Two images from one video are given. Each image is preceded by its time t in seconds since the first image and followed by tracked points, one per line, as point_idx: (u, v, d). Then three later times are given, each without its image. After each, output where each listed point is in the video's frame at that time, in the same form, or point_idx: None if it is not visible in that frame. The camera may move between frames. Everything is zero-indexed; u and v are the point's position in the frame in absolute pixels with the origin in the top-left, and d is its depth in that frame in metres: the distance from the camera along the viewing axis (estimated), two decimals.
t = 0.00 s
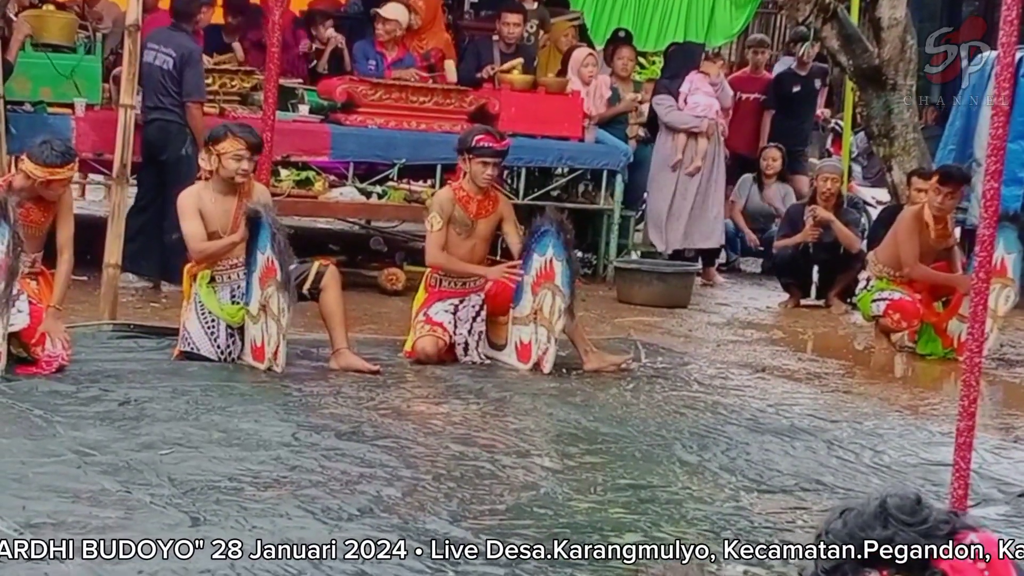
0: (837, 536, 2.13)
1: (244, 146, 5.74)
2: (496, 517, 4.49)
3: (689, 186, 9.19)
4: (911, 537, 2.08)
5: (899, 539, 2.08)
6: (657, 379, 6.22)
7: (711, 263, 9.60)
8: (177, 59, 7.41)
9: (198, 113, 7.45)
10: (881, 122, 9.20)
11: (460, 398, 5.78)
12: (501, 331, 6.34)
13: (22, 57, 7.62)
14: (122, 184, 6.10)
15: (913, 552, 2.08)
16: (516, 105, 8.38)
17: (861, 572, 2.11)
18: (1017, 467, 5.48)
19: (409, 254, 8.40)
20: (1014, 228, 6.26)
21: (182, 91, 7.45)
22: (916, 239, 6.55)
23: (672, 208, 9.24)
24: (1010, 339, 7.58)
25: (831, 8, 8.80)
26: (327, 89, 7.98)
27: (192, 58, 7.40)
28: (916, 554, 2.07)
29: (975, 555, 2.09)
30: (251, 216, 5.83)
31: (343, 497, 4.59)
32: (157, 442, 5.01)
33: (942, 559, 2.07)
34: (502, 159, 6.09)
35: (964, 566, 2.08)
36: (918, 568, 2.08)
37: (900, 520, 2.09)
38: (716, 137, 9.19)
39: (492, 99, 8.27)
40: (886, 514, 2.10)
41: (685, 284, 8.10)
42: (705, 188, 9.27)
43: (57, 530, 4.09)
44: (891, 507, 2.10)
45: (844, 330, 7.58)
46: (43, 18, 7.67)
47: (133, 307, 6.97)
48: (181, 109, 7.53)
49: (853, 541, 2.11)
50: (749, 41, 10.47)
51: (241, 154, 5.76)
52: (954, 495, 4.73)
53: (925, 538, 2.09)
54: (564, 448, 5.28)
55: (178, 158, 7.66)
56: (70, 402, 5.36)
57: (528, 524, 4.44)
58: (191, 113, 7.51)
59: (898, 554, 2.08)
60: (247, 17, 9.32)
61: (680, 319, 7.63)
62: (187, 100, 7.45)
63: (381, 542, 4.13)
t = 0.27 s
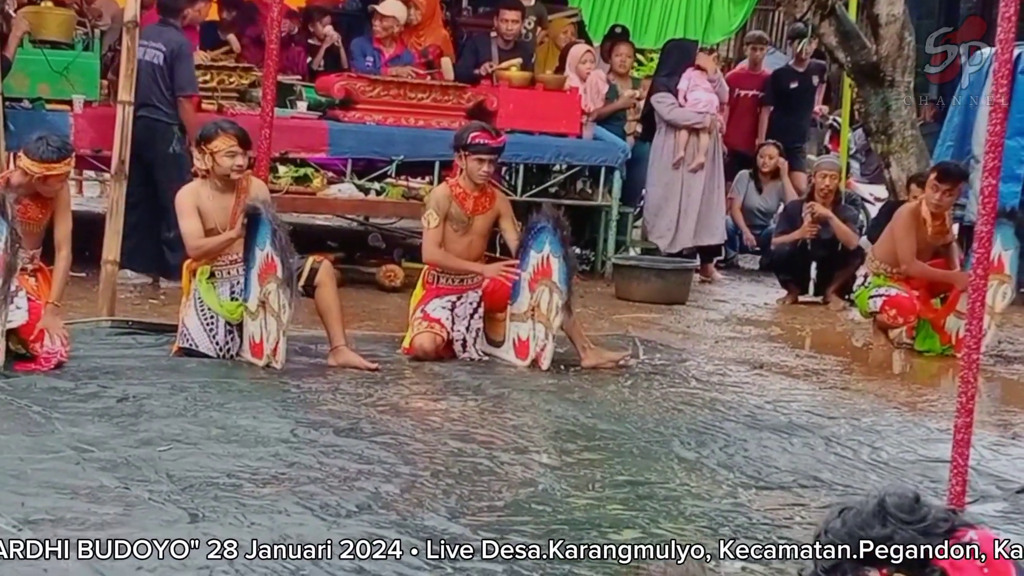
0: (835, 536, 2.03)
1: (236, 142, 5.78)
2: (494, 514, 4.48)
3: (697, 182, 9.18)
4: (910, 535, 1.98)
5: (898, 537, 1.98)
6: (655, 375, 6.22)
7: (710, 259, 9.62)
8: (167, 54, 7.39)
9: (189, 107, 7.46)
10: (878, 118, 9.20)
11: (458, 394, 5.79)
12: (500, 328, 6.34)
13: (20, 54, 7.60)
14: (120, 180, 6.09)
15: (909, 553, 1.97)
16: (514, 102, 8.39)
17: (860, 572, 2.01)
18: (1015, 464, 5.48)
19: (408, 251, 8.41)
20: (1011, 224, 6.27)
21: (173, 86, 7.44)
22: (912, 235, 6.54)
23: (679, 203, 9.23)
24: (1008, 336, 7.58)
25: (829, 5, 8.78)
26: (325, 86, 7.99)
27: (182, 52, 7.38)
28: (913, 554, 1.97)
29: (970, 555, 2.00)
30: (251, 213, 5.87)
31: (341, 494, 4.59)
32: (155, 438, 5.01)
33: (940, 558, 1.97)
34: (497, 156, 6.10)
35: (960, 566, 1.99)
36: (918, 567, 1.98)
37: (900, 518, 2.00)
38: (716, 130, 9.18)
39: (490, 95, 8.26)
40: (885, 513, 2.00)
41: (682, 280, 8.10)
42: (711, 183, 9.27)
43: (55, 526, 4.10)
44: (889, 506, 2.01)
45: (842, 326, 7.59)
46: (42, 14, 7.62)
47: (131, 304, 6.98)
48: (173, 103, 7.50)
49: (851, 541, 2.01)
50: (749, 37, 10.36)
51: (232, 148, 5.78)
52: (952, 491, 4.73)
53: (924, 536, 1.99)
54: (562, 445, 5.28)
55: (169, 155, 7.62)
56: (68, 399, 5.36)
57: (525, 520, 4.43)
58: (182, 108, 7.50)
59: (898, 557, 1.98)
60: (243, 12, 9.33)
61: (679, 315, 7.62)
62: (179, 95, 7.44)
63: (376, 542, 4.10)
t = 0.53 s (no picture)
0: (833, 532, 2.11)
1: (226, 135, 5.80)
2: (490, 508, 4.49)
3: (695, 174, 9.19)
4: (907, 529, 2.05)
5: (895, 532, 2.05)
6: (651, 369, 6.22)
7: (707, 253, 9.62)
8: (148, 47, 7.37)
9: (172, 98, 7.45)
10: (874, 113, 9.20)
11: (454, 388, 5.79)
12: (495, 322, 6.32)
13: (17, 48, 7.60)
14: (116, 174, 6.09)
15: (902, 552, 2.03)
16: (510, 96, 8.39)
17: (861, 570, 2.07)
18: (1010, 457, 5.49)
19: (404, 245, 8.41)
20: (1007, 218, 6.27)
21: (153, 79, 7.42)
22: (908, 229, 6.55)
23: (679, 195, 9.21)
24: (1005, 330, 7.59)
25: None
26: (321, 79, 7.99)
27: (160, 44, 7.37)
28: (907, 553, 2.02)
29: (966, 554, 2.04)
30: (244, 206, 5.86)
31: (338, 487, 4.59)
32: (152, 432, 5.02)
33: (933, 556, 2.03)
34: (494, 151, 6.08)
35: (956, 565, 2.02)
36: (914, 565, 2.03)
37: (896, 513, 2.07)
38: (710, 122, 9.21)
39: (486, 90, 8.25)
40: (882, 507, 2.08)
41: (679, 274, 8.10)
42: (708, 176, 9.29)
43: (52, 520, 4.10)
44: (885, 501, 2.09)
45: (838, 320, 7.59)
46: (38, 9, 7.61)
47: (128, 298, 6.98)
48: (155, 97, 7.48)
49: (848, 537, 2.08)
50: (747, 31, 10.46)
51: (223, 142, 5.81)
52: (948, 484, 4.72)
53: (921, 530, 2.05)
54: (559, 438, 5.29)
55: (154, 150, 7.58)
56: (64, 392, 5.36)
57: (521, 514, 4.44)
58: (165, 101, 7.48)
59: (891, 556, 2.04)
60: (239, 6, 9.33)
61: (675, 309, 7.63)
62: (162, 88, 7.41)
63: (373, 541, 4.06)
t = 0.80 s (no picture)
0: (825, 525, 2.12)
1: (214, 126, 5.84)
2: (483, 500, 4.49)
3: (682, 167, 9.15)
4: (899, 519, 2.08)
5: (886, 524, 2.07)
6: (644, 361, 6.22)
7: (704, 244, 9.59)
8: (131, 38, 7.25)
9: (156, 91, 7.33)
10: (868, 104, 9.19)
11: (447, 380, 5.80)
12: (489, 314, 6.34)
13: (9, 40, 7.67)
14: (110, 167, 6.08)
15: (896, 552, 2.05)
16: (503, 87, 8.39)
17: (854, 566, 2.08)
18: (1004, 449, 5.49)
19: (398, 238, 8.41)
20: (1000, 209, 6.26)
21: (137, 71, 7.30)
22: (902, 221, 6.54)
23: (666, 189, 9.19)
24: (998, 322, 7.58)
25: None
26: (314, 72, 7.99)
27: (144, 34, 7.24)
28: (898, 552, 2.05)
29: (959, 551, 2.05)
30: (236, 199, 5.85)
31: (330, 480, 4.59)
32: (145, 424, 5.02)
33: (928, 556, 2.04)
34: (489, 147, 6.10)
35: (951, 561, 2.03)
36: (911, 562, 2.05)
37: (887, 506, 2.10)
38: (699, 113, 9.18)
39: (478, 82, 8.28)
40: (873, 499, 2.11)
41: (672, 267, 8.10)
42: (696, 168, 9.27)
43: (45, 512, 4.10)
44: (878, 493, 2.12)
45: (832, 312, 7.59)
46: (30, 3, 7.69)
47: (121, 291, 6.98)
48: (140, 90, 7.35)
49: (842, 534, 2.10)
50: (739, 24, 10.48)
51: (210, 133, 5.85)
52: (941, 476, 4.71)
53: (913, 523, 2.08)
54: (552, 431, 5.29)
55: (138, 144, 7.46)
56: (57, 385, 5.36)
57: (514, 506, 4.44)
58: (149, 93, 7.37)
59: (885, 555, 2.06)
60: None
61: (669, 302, 7.63)
62: (145, 80, 7.31)
63: (363, 541, 3.98)
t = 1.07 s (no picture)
0: (808, 515, 1.99)
1: (201, 115, 5.84)
2: (470, 489, 4.49)
3: (658, 158, 9.11)
4: (883, 511, 1.94)
5: (870, 515, 1.94)
6: (632, 351, 6.22)
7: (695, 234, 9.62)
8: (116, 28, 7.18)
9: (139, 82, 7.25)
10: (856, 94, 9.17)
11: (435, 370, 5.80)
12: (478, 305, 6.29)
13: None
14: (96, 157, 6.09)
15: (885, 552, 1.94)
16: (490, 78, 8.41)
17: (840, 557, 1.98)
18: (991, 438, 5.49)
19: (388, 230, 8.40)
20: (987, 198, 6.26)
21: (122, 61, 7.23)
22: (890, 211, 6.54)
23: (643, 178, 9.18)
24: (987, 312, 7.59)
25: None
26: (301, 62, 7.98)
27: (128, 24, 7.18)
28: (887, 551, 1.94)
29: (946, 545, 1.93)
30: (221, 191, 5.83)
31: (318, 469, 4.59)
32: (132, 415, 5.01)
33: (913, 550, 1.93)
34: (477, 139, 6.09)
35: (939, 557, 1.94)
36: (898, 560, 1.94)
37: (871, 495, 1.96)
38: (682, 106, 9.14)
39: (466, 72, 8.30)
40: (857, 490, 1.96)
41: (659, 257, 8.10)
42: (677, 159, 9.22)
43: (31, 502, 4.10)
44: (861, 484, 1.97)
45: (820, 303, 7.59)
46: None
47: (108, 282, 6.97)
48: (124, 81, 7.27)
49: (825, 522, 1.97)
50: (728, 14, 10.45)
51: (199, 122, 5.85)
52: (928, 466, 4.71)
53: (897, 513, 1.95)
54: (539, 421, 5.28)
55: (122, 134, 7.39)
56: (45, 376, 5.36)
57: (502, 495, 4.44)
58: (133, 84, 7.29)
59: (873, 555, 1.95)
60: None
61: (656, 293, 7.63)
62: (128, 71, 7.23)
63: (354, 540, 3.90)
